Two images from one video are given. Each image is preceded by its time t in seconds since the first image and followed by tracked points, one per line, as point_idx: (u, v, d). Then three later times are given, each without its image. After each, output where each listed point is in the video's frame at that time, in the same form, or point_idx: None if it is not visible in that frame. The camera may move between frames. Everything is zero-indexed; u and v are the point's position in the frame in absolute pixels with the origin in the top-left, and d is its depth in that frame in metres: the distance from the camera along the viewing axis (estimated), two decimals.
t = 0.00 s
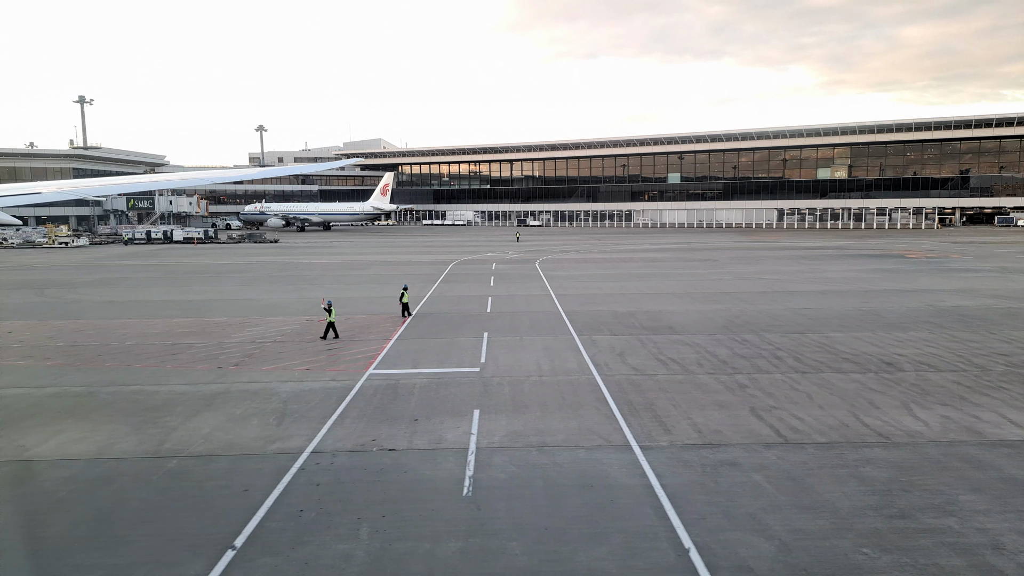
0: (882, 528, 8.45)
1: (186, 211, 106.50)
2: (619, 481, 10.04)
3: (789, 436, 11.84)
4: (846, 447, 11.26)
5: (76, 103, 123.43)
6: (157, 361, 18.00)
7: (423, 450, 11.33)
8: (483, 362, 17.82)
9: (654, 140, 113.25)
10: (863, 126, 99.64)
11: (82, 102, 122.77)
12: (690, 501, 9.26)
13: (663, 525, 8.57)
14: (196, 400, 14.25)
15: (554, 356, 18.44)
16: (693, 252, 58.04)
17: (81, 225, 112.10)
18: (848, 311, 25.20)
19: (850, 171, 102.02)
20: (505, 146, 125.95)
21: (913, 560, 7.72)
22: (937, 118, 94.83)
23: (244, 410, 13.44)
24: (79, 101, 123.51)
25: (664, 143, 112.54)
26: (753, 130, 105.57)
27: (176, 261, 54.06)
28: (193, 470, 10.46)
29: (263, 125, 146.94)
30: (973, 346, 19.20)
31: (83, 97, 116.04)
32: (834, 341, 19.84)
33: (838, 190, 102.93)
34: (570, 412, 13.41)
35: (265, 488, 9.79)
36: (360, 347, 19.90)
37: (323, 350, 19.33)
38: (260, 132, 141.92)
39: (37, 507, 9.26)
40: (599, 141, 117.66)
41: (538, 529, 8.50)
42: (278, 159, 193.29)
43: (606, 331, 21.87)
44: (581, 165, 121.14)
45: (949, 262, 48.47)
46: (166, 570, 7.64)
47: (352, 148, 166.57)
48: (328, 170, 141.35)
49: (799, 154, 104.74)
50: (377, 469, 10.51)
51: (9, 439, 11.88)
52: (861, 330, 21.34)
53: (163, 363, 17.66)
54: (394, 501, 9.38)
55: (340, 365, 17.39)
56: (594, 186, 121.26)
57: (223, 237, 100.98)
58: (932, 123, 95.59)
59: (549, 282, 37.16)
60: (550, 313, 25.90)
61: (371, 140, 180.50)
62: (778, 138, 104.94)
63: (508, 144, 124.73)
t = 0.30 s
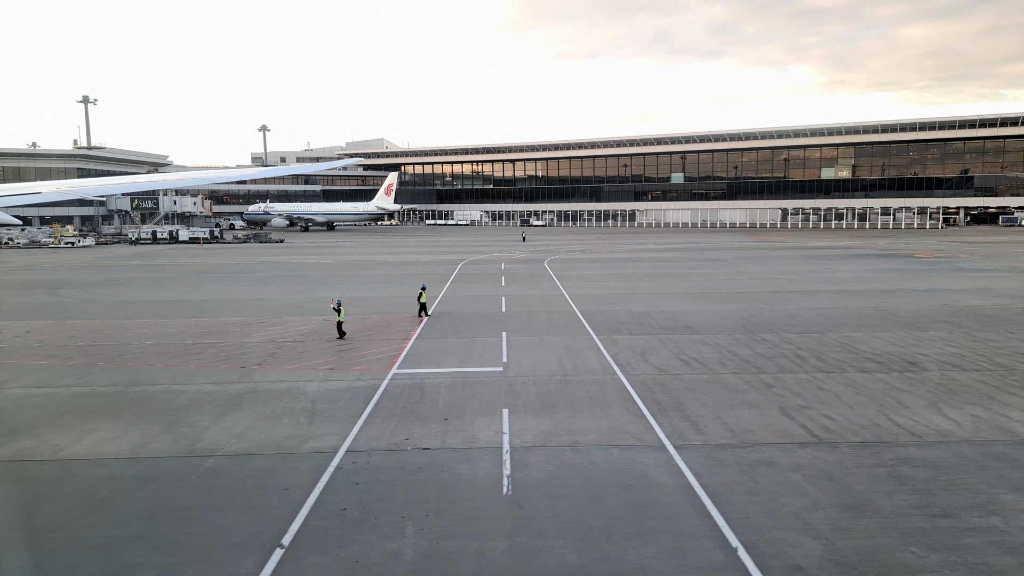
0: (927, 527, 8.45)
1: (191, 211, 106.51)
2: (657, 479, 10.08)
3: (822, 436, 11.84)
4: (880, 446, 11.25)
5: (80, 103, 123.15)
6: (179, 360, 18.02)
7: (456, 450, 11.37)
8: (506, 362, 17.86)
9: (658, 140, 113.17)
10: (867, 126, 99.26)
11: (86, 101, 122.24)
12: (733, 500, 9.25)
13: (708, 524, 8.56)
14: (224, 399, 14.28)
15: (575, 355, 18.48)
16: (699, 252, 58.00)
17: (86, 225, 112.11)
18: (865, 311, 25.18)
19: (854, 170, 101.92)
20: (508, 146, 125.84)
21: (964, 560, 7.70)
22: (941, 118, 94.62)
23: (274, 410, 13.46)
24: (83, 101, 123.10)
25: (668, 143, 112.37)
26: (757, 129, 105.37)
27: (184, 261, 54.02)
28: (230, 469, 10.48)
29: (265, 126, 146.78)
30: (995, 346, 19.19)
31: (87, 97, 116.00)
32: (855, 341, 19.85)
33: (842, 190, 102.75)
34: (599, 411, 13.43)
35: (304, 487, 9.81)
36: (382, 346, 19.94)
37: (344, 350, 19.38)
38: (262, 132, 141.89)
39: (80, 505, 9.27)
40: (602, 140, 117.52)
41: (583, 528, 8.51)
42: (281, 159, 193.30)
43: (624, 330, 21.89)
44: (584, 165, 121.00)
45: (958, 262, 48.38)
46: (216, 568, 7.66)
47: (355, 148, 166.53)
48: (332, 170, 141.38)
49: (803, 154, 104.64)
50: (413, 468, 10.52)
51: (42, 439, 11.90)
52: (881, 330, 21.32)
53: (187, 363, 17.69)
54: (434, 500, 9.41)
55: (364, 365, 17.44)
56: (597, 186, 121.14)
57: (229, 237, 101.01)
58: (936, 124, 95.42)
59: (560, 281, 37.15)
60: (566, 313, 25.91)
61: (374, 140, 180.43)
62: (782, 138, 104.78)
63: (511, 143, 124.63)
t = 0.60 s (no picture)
0: (971, 526, 8.47)
1: (195, 211, 106.44)
2: (695, 478, 10.11)
3: (853, 435, 11.86)
4: (914, 445, 11.25)
5: (84, 103, 123.14)
6: (201, 360, 18.03)
7: (489, 448, 11.42)
8: (527, 361, 17.90)
9: (661, 140, 113.00)
10: (872, 126, 98.93)
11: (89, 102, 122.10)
12: (773, 499, 9.27)
13: (752, 524, 8.57)
14: (250, 398, 14.32)
15: (596, 355, 18.54)
16: (706, 252, 57.98)
17: (90, 224, 112.04)
18: (881, 311, 25.18)
19: (858, 170, 101.69)
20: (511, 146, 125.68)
21: (1012, 559, 7.71)
22: (946, 118, 94.45)
23: (302, 409, 13.49)
24: (86, 101, 122.97)
25: (672, 143, 112.22)
26: (761, 129, 105.13)
27: (191, 261, 53.94)
28: (267, 467, 10.52)
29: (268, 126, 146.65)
30: (1015, 345, 19.20)
31: (90, 97, 115.98)
32: (875, 340, 19.85)
33: (846, 190, 102.59)
34: (626, 410, 13.46)
35: (343, 485, 9.84)
36: (402, 345, 20.01)
37: (365, 349, 19.45)
38: (265, 132, 141.77)
39: (122, 504, 9.30)
40: (605, 140, 117.39)
41: (627, 527, 8.51)
42: (283, 159, 193.21)
43: (642, 330, 21.93)
44: (588, 165, 120.90)
45: (967, 261, 48.32)
46: (266, 566, 7.68)
47: (358, 147, 166.48)
48: (335, 170, 141.35)
49: (807, 154, 104.50)
50: (449, 467, 10.55)
51: (75, 438, 11.91)
52: (899, 330, 21.33)
53: (209, 363, 17.75)
54: (474, 498, 9.45)
55: (385, 364, 17.50)
56: (600, 185, 121.02)
57: (234, 237, 100.98)
58: (940, 124, 95.26)
59: (570, 281, 37.14)
60: (581, 312, 25.94)
61: (376, 140, 180.34)
62: (786, 137, 104.52)
63: (514, 143, 124.53)
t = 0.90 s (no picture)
0: (1014, 527, 8.46)
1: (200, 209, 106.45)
2: (731, 478, 10.09)
3: (884, 436, 11.83)
4: (947, 447, 11.22)
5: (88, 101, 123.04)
6: (222, 358, 18.03)
7: (521, 447, 11.41)
8: (547, 360, 17.89)
9: (665, 140, 112.95)
10: (876, 126, 98.70)
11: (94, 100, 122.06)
12: (811, 500, 9.26)
13: (795, 525, 8.55)
14: (276, 397, 14.34)
15: (616, 354, 18.50)
16: (713, 252, 57.93)
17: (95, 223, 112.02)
18: (896, 312, 25.15)
19: (862, 170, 101.59)
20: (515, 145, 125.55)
21: None
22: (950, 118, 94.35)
23: (329, 408, 13.51)
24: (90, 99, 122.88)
25: (675, 143, 112.14)
26: (765, 129, 104.99)
27: (198, 260, 53.94)
28: (301, 466, 10.51)
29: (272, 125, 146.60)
30: None
31: (95, 96, 116.04)
32: (895, 341, 19.81)
33: (850, 190, 102.49)
34: (654, 410, 13.44)
35: (379, 484, 9.84)
36: (421, 344, 20.01)
37: (384, 348, 19.44)
38: (269, 131, 141.66)
39: (160, 500, 9.28)
40: (609, 140, 117.31)
41: (669, 527, 8.49)
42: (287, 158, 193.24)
43: (659, 330, 21.90)
44: (591, 165, 120.72)
45: (977, 262, 48.20)
46: (312, 564, 7.68)
47: (361, 147, 166.48)
48: (338, 169, 141.31)
49: (811, 154, 104.43)
50: (482, 467, 10.52)
51: (106, 435, 11.94)
52: (918, 331, 21.29)
53: (230, 361, 17.75)
54: (512, 497, 9.43)
55: (406, 364, 17.49)
56: (604, 185, 120.91)
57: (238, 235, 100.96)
58: (944, 124, 95.14)
59: (580, 281, 37.13)
60: (596, 312, 25.89)
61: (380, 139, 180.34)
62: (790, 138, 104.33)
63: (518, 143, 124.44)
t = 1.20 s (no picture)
0: None
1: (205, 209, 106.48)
2: (768, 479, 10.05)
3: (915, 436, 11.81)
4: (981, 447, 11.20)
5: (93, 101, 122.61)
6: (242, 358, 18.02)
7: (551, 447, 11.38)
8: (567, 360, 17.85)
9: (668, 140, 112.77)
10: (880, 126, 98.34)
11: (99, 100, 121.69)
12: (851, 501, 9.24)
13: (837, 527, 8.52)
14: (301, 397, 14.33)
15: (636, 354, 18.49)
16: (720, 252, 57.83)
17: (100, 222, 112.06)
18: (912, 313, 25.11)
19: (866, 171, 101.39)
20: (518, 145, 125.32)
21: None
22: (954, 118, 94.06)
23: (355, 408, 13.49)
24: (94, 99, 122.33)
25: (679, 143, 111.95)
26: (770, 130, 104.76)
27: (206, 259, 53.91)
28: (335, 467, 10.50)
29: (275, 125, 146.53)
30: None
31: (99, 96, 116.08)
32: (915, 342, 19.77)
33: (854, 191, 102.33)
34: (682, 410, 13.41)
35: (415, 484, 9.85)
36: (439, 344, 19.98)
37: (403, 347, 19.43)
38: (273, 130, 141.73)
39: (198, 500, 9.28)
40: (612, 139, 117.17)
41: (711, 528, 8.47)
42: (290, 157, 193.20)
43: (677, 329, 21.86)
44: (594, 165, 120.48)
45: (985, 262, 48.07)
46: (357, 564, 7.67)
47: (364, 146, 166.64)
48: (342, 169, 141.33)
49: (814, 154, 104.37)
50: (516, 466, 10.50)
51: (136, 435, 11.95)
52: (937, 332, 21.26)
53: (251, 361, 17.75)
54: (550, 497, 9.41)
55: (427, 364, 17.48)
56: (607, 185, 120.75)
57: (244, 235, 101.00)
58: (948, 124, 94.87)
59: (591, 281, 37.10)
60: (612, 312, 25.83)
61: (382, 139, 180.27)
62: (794, 138, 104.05)
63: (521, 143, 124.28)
